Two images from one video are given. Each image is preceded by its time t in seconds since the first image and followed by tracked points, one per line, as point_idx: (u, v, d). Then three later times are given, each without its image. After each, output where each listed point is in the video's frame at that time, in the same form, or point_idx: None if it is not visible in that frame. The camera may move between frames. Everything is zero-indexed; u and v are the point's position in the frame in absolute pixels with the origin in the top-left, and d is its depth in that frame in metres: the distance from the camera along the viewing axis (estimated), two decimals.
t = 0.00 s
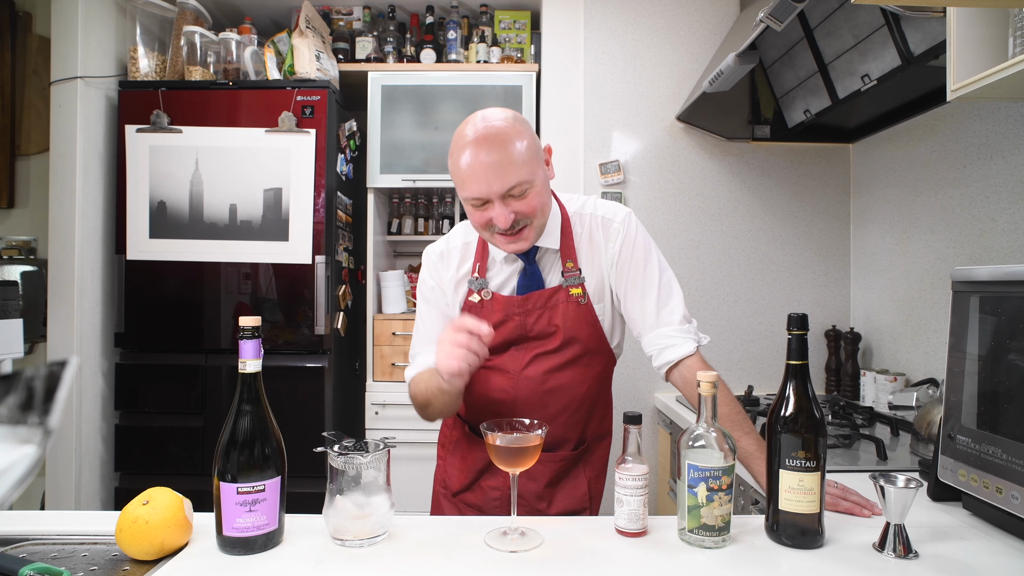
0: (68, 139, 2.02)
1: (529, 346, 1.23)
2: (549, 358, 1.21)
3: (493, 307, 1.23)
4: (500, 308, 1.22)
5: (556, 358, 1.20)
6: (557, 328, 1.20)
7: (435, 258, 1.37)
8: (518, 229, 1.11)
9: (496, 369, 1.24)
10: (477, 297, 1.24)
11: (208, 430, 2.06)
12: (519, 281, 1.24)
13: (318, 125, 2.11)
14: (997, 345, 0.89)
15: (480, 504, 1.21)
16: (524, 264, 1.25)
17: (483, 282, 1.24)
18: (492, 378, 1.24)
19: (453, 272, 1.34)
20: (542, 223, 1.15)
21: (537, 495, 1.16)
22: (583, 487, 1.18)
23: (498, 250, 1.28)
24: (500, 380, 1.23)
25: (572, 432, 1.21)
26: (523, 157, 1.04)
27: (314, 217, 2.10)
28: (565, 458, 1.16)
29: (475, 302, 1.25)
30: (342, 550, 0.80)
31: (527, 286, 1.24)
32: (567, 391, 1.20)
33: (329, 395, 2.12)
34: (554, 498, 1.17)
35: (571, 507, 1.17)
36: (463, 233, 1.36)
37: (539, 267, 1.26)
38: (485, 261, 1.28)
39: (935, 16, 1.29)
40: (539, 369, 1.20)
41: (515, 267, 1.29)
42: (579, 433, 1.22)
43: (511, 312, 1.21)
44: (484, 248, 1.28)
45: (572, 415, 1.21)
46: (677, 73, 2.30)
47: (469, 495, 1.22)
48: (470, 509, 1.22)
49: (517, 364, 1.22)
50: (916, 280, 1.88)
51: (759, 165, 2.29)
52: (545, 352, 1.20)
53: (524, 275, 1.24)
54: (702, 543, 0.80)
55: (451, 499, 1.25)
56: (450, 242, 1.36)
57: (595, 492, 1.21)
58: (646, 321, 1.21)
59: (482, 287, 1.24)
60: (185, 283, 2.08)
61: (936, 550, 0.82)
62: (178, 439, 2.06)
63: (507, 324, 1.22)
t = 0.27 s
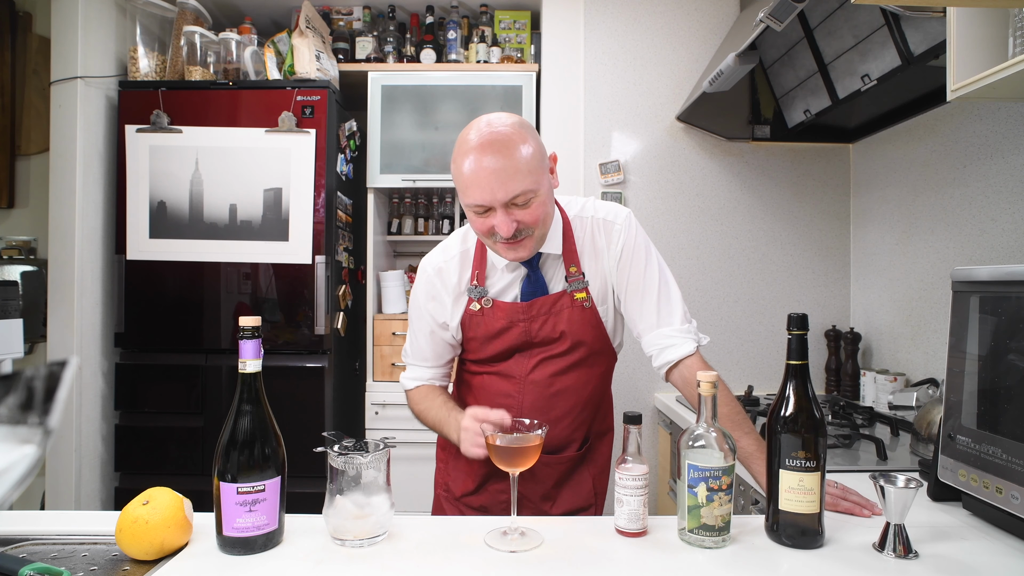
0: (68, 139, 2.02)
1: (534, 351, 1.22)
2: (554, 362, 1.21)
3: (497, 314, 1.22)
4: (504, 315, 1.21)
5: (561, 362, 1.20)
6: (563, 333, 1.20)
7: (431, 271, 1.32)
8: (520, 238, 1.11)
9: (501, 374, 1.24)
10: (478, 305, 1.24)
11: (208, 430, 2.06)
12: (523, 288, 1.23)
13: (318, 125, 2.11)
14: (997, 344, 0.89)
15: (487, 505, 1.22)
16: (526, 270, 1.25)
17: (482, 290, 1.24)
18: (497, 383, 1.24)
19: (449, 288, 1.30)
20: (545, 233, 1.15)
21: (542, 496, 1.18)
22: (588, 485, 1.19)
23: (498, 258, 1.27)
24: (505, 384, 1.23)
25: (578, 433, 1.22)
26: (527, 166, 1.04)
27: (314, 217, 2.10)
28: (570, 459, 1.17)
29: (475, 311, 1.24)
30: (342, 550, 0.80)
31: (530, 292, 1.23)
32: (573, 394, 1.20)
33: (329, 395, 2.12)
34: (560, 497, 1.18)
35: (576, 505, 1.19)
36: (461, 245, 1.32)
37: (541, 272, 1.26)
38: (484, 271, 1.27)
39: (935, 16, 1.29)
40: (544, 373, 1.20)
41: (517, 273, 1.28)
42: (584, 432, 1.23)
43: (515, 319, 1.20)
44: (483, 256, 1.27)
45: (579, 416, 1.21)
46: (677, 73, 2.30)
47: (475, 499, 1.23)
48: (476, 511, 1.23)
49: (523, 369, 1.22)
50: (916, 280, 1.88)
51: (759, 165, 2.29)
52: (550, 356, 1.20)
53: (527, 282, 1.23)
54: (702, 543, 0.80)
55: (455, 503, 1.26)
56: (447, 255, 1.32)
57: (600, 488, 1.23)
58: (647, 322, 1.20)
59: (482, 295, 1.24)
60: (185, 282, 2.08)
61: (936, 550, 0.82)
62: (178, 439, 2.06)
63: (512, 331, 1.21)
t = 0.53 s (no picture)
0: (68, 139, 2.02)
1: (531, 353, 1.22)
2: (552, 364, 1.21)
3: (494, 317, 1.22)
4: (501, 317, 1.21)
5: (559, 363, 1.20)
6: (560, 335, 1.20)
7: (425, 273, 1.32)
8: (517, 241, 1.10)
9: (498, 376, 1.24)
10: (473, 308, 1.23)
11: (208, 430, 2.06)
12: (521, 289, 1.23)
13: (318, 125, 2.11)
14: (997, 345, 0.89)
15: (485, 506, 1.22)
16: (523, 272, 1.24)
17: (478, 292, 1.23)
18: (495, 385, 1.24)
19: (443, 291, 1.31)
20: (542, 236, 1.14)
21: (541, 497, 1.17)
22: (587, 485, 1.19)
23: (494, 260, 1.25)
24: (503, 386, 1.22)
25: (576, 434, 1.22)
26: (525, 168, 1.04)
27: (314, 217, 2.10)
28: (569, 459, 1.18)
29: (471, 313, 1.23)
30: (342, 551, 0.80)
31: (528, 294, 1.23)
32: (571, 395, 1.20)
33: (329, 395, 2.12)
34: (558, 497, 1.19)
35: (576, 505, 1.18)
36: (455, 246, 1.31)
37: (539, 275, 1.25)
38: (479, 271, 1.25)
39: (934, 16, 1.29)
40: (542, 375, 1.20)
41: (514, 275, 1.26)
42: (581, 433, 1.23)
43: (512, 322, 1.20)
44: (479, 258, 1.25)
45: (577, 417, 1.21)
46: (677, 73, 2.30)
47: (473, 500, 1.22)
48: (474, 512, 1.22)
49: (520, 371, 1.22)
50: (916, 280, 1.88)
51: (759, 165, 2.29)
52: (548, 358, 1.20)
53: (525, 284, 1.23)
54: (702, 543, 0.80)
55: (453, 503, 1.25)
56: (441, 257, 1.32)
57: (599, 488, 1.23)
58: (645, 323, 1.20)
59: (477, 298, 1.23)
60: (185, 282, 2.08)
61: (936, 550, 0.82)
62: (178, 439, 2.06)
63: (509, 334, 1.21)
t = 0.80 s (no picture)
0: (68, 139, 2.02)
1: (531, 352, 1.22)
2: (551, 364, 1.21)
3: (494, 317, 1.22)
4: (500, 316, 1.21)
5: (558, 363, 1.20)
6: (560, 335, 1.20)
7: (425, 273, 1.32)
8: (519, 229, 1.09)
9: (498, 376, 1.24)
10: (474, 307, 1.23)
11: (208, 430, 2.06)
12: (520, 289, 1.24)
13: (318, 125, 2.11)
14: (997, 344, 0.89)
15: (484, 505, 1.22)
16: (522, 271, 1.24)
17: (478, 291, 1.24)
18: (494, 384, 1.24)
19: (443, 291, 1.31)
20: (543, 228, 1.13)
21: (539, 497, 1.17)
22: (587, 485, 1.19)
23: (494, 259, 1.24)
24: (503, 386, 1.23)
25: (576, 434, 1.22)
26: (528, 152, 1.05)
27: (314, 217, 2.10)
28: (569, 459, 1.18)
29: (471, 312, 1.23)
30: (341, 550, 0.80)
31: (527, 293, 1.23)
32: (570, 395, 1.20)
33: (329, 395, 2.12)
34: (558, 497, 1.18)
35: (576, 505, 1.18)
36: (455, 245, 1.32)
37: (538, 274, 1.25)
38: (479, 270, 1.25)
39: (934, 16, 1.29)
40: (542, 375, 1.20)
41: (513, 273, 1.26)
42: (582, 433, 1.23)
43: (512, 322, 1.20)
44: (479, 257, 1.24)
45: (577, 417, 1.21)
46: (677, 73, 2.30)
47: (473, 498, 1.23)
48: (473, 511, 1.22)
49: (520, 371, 1.22)
50: (916, 280, 1.88)
51: (759, 165, 2.29)
52: (548, 357, 1.20)
53: (523, 283, 1.23)
54: (702, 543, 0.80)
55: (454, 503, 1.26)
56: (441, 257, 1.32)
57: (599, 488, 1.23)
58: (645, 323, 1.20)
59: (478, 297, 1.23)
60: (185, 282, 2.08)
61: (935, 550, 0.82)
62: (178, 439, 2.06)
63: (508, 333, 1.21)
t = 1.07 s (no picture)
0: (68, 139, 2.02)
1: (534, 348, 1.22)
2: (554, 360, 1.20)
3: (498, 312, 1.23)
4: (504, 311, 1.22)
5: (561, 360, 1.20)
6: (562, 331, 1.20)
7: (432, 265, 1.31)
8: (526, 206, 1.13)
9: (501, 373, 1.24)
10: (479, 299, 1.24)
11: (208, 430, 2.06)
12: (522, 281, 1.24)
13: (318, 125, 2.11)
14: (997, 344, 0.89)
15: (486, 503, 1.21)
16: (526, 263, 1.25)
17: (484, 283, 1.25)
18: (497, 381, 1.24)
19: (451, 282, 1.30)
20: (549, 207, 1.16)
21: (540, 497, 1.16)
22: (588, 486, 1.19)
23: (498, 250, 1.28)
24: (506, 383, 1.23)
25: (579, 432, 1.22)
26: (529, 127, 1.10)
27: (314, 217, 2.10)
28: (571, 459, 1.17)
29: (477, 304, 1.25)
30: (341, 550, 0.80)
31: (529, 286, 1.24)
32: (573, 392, 1.20)
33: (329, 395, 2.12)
34: (560, 497, 1.18)
35: (577, 505, 1.18)
36: (461, 238, 1.34)
37: (541, 267, 1.26)
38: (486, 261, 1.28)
39: (934, 17, 1.29)
40: (545, 371, 1.20)
41: (517, 266, 1.29)
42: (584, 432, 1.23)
43: (515, 317, 1.21)
44: (485, 249, 1.27)
45: (580, 415, 1.21)
46: (677, 73, 2.30)
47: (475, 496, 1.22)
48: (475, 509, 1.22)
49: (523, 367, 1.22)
50: (916, 280, 1.88)
51: (759, 165, 2.29)
52: (550, 354, 1.20)
53: (526, 275, 1.24)
54: (702, 543, 0.80)
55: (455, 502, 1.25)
56: (447, 249, 1.32)
57: (600, 490, 1.23)
58: (649, 322, 1.20)
59: (484, 289, 1.24)
60: (185, 282, 2.08)
61: (936, 550, 0.82)
62: (178, 439, 2.06)
63: (511, 327, 1.22)
